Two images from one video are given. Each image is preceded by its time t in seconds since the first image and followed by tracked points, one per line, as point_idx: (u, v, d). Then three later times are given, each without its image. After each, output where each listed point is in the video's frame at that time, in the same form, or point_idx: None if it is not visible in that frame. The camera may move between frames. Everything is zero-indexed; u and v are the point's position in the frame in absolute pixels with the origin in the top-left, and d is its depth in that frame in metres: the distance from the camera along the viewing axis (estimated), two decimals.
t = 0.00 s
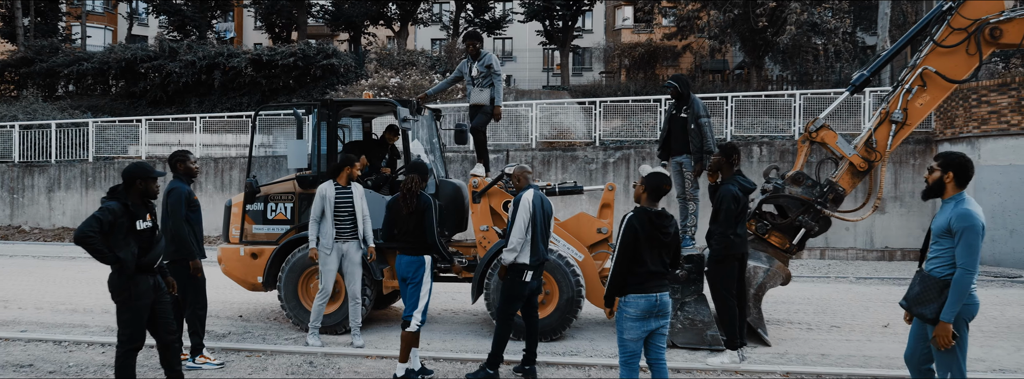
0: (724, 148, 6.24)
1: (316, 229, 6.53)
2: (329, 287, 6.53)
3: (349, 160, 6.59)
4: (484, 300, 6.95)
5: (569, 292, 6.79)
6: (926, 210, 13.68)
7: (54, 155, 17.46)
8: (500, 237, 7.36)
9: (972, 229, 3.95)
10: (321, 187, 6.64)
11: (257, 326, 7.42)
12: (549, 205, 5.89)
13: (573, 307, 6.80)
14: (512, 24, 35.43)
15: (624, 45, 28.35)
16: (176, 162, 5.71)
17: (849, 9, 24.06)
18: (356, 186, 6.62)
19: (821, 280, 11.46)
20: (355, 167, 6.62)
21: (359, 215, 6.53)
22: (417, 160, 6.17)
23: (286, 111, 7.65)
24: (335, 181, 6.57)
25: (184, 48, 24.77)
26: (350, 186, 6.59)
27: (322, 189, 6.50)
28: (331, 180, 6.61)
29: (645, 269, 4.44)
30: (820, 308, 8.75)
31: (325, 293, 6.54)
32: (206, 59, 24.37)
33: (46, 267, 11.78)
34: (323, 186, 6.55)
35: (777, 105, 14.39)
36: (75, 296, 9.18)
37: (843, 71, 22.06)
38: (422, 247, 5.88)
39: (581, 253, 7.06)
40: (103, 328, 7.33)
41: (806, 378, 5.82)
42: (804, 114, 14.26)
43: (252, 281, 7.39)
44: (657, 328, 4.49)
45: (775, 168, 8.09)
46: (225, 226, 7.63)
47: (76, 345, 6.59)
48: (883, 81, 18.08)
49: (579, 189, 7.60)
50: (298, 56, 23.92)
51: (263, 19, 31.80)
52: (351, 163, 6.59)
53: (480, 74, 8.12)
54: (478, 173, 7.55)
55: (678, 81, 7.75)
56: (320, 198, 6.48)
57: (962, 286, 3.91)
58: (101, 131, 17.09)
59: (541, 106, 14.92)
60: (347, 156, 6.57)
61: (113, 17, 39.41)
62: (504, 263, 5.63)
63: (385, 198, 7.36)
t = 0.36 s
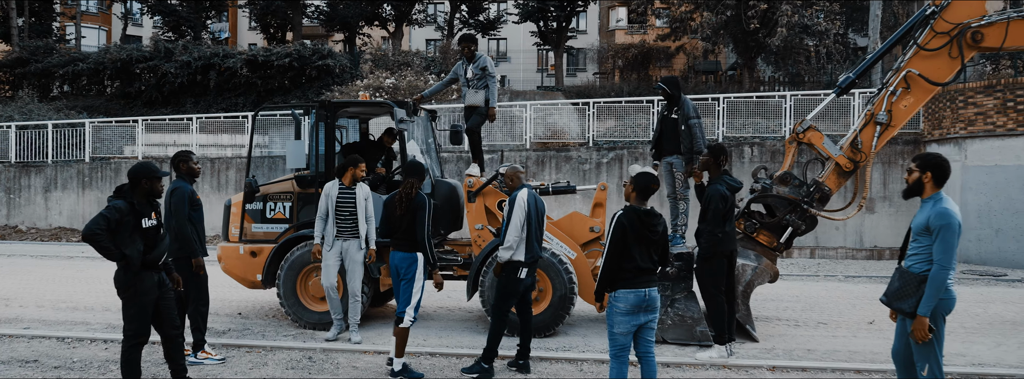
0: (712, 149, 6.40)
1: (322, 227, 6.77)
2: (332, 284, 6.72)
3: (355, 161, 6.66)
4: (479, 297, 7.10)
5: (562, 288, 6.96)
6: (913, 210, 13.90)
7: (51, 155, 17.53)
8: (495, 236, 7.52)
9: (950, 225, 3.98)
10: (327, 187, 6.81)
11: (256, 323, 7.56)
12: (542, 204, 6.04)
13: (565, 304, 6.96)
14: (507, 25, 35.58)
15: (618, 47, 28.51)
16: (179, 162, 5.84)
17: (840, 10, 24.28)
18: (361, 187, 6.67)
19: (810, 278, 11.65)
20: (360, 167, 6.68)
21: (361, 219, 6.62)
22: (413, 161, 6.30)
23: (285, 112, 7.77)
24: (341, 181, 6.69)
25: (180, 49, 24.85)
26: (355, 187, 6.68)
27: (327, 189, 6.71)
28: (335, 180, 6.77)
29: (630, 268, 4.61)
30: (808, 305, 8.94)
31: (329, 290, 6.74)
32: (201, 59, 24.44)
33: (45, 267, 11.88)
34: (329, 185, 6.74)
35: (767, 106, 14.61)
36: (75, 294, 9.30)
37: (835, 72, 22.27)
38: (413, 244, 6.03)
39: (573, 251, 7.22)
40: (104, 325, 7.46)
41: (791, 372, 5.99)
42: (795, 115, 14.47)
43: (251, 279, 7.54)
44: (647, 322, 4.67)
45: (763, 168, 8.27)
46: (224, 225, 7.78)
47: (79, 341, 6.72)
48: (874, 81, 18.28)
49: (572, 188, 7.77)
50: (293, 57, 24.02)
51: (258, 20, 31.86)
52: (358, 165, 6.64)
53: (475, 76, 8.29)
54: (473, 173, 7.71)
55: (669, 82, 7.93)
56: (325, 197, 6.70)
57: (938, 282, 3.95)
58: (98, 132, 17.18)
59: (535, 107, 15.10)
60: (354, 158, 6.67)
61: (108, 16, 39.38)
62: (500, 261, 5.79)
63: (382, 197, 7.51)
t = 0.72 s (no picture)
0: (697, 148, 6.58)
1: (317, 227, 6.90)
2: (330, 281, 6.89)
3: (345, 159, 6.81)
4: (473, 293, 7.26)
5: (554, 285, 7.12)
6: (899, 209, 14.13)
7: (45, 155, 17.59)
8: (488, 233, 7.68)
9: (922, 221, 4.16)
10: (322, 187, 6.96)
11: (253, 320, 7.71)
12: (534, 202, 6.21)
13: (557, 300, 7.13)
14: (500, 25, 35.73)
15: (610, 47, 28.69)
16: (179, 162, 5.99)
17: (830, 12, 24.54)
18: (354, 184, 6.82)
19: (798, 276, 11.87)
20: (349, 165, 6.82)
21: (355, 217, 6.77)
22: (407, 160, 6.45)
23: (281, 112, 7.89)
24: (334, 181, 6.82)
25: (174, 49, 24.91)
26: (348, 185, 6.81)
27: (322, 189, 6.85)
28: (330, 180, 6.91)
29: (618, 264, 4.79)
30: (794, 302, 9.14)
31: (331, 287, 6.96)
32: (195, 59, 24.52)
33: (41, 265, 11.97)
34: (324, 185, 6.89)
35: (757, 106, 14.82)
36: (73, 292, 9.42)
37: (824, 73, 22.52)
38: (410, 240, 6.18)
39: (565, 248, 7.40)
40: (104, 321, 7.59)
41: (775, 365, 6.18)
42: (784, 114, 14.69)
43: (249, 276, 7.69)
44: (634, 316, 4.84)
45: (751, 168, 8.45)
46: (223, 223, 7.92)
47: (80, 337, 6.86)
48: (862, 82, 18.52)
49: (564, 187, 7.94)
50: (288, 57, 24.12)
51: (252, 20, 31.92)
52: (344, 163, 6.79)
53: (469, 77, 8.45)
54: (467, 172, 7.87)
55: (660, 83, 8.10)
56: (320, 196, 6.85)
57: (912, 275, 4.13)
58: (93, 132, 17.25)
59: (527, 107, 15.27)
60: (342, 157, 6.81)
61: (100, 16, 39.32)
62: (493, 257, 5.95)
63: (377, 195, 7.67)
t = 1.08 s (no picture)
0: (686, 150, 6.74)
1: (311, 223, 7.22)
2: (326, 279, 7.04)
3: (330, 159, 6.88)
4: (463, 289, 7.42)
5: (544, 282, 7.28)
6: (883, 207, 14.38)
7: (36, 154, 17.57)
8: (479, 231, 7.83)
9: (896, 219, 4.35)
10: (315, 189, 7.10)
11: (248, 317, 7.84)
12: (523, 200, 6.37)
13: (547, 296, 7.29)
14: (491, 25, 35.85)
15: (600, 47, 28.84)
16: (177, 162, 6.11)
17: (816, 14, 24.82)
18: (344, 182, 6.87)
19: (784, 273, 12.07)
20: (335, 164, 6.90)
21: (345, 213, 6.82)
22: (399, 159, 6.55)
23: (276, 112, 8.00)
24: (325, 181, 6.95)
25: (165, 48, 24.89)
26: (338, 183, 6.90)
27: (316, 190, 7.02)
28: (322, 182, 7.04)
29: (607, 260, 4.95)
30: (779, 298, 9.34)
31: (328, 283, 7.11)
32: (186, 59, 24.51)
33: (34, 264, 12.01)
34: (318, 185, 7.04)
35: (745, 106, 15.01)
36: (68, 290, 9.49)
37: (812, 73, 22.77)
38: (404, 238, 6.33)
39: (555, 246, 7.55)
40: (100, 319, 7.69)
41: (759, 359, 6.36)
42: (771, 114, 14.87)
43: (244, 274, 7.81)
44: (621, 311, 5.01)
45: (736, 167, 8.63)
46: (218, 222, 8.03)
47: (77, 334, 6.96)
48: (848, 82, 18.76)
49: (553, 186, 8.10)
50: (279, 57, 24.14)
51: (242, 20, 31.90)
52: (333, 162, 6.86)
53: (461, 79, 8.60)
54: (459, 172, 8.01)
55: (650, 83, 8.26)
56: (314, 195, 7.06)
57: (886, 270, 4.32)
58: (84, 131, 17.26)
59: (518, 107, 15.42)
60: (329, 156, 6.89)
61: (89, 14, 39.16)
62: (480, 253, 6.11)
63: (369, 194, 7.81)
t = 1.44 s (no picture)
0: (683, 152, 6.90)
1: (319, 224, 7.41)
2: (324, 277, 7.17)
3: (331, 159, 7.04)
4: (459, 287, 7.55)
5: (538, 279, 7.43)
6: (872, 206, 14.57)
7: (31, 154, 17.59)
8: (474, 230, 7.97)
9: (877, 217, 4.52)
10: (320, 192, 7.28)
11: (246, 315, 7.95)
12: (519, 200, 6.52)
13: (541, 293, 7.44)
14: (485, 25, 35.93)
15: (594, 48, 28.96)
16: (178, 162, 6.24)
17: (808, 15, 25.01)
18: (344, 182, 7.00)
19: (775, 271, 12.25)
20: (336, 164, 7.06)
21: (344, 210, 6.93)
22: (397, 160, 6.69)
23: (274, 113, 8.11)
24: (329, 180, 7.11)
25: (159, 48, 24.90)
26: (339, 183, 7.05)
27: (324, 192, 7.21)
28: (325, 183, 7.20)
29: (599, 258, 5.10)
30: (768, 295, 9.51)
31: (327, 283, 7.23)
32: (181, 59, 24.53)
33: (31, 264, 12.07)
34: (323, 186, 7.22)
35: (736, 107, 15.19)
36: (67, 289, 9.59)
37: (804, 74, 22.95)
38: (400, 236, 6.46)
39: (548, 244, 7.70)
40: (101, 317, 7.80)
41: (747, 354, 6.53)
42: (762, 114, 15.05)
43: (243, 273, 7.93)
44: (614, 307, 5.16)
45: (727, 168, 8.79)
46: (217, 221, 8.14)
47: (79, 332, 7.06)
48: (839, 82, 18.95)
49: (547, 186, 8.25)
50: (273, 57, 24.17)
51: (237, 20, 31.89)
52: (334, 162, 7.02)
53: (456, 80, 8.73)
54: (454, 172, 8.15)
55: (643, 85, 8.41)
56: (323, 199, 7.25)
57: (867, 267, 4.49)
58: (80, 131, 17.31)
59: (512, 107, 15.56)
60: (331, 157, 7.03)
61: (82, 14, 39.09)
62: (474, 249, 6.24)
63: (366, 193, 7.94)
